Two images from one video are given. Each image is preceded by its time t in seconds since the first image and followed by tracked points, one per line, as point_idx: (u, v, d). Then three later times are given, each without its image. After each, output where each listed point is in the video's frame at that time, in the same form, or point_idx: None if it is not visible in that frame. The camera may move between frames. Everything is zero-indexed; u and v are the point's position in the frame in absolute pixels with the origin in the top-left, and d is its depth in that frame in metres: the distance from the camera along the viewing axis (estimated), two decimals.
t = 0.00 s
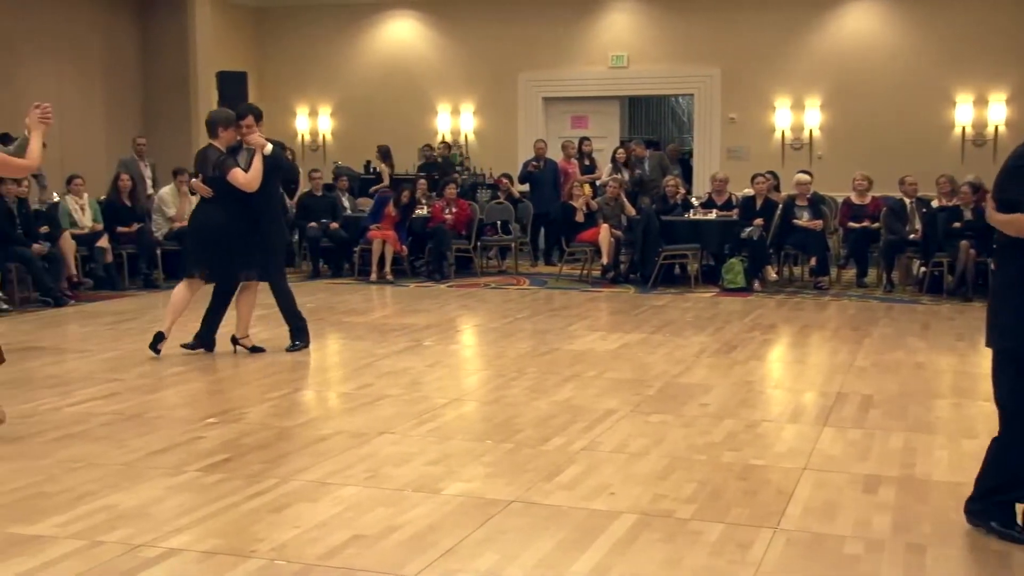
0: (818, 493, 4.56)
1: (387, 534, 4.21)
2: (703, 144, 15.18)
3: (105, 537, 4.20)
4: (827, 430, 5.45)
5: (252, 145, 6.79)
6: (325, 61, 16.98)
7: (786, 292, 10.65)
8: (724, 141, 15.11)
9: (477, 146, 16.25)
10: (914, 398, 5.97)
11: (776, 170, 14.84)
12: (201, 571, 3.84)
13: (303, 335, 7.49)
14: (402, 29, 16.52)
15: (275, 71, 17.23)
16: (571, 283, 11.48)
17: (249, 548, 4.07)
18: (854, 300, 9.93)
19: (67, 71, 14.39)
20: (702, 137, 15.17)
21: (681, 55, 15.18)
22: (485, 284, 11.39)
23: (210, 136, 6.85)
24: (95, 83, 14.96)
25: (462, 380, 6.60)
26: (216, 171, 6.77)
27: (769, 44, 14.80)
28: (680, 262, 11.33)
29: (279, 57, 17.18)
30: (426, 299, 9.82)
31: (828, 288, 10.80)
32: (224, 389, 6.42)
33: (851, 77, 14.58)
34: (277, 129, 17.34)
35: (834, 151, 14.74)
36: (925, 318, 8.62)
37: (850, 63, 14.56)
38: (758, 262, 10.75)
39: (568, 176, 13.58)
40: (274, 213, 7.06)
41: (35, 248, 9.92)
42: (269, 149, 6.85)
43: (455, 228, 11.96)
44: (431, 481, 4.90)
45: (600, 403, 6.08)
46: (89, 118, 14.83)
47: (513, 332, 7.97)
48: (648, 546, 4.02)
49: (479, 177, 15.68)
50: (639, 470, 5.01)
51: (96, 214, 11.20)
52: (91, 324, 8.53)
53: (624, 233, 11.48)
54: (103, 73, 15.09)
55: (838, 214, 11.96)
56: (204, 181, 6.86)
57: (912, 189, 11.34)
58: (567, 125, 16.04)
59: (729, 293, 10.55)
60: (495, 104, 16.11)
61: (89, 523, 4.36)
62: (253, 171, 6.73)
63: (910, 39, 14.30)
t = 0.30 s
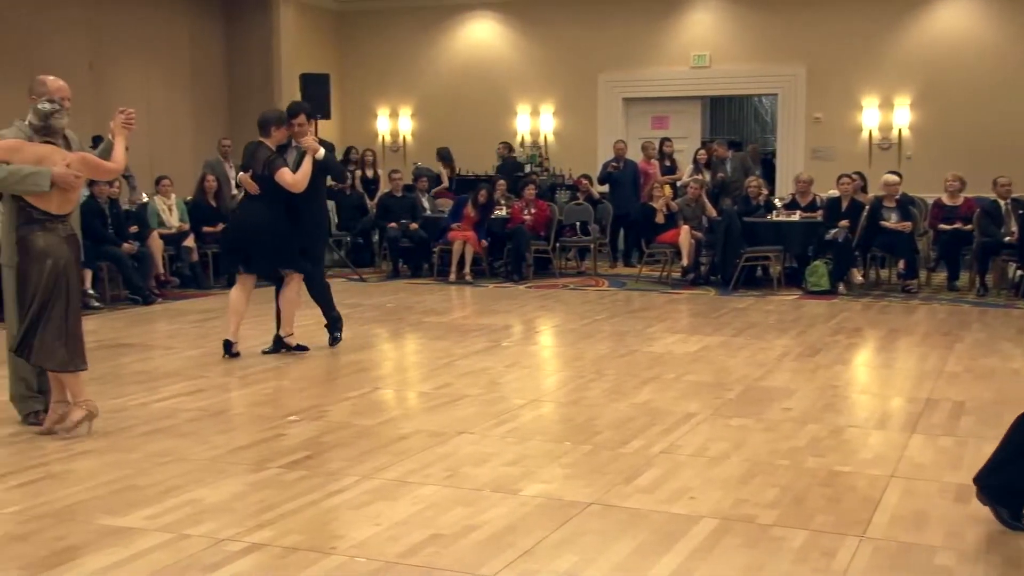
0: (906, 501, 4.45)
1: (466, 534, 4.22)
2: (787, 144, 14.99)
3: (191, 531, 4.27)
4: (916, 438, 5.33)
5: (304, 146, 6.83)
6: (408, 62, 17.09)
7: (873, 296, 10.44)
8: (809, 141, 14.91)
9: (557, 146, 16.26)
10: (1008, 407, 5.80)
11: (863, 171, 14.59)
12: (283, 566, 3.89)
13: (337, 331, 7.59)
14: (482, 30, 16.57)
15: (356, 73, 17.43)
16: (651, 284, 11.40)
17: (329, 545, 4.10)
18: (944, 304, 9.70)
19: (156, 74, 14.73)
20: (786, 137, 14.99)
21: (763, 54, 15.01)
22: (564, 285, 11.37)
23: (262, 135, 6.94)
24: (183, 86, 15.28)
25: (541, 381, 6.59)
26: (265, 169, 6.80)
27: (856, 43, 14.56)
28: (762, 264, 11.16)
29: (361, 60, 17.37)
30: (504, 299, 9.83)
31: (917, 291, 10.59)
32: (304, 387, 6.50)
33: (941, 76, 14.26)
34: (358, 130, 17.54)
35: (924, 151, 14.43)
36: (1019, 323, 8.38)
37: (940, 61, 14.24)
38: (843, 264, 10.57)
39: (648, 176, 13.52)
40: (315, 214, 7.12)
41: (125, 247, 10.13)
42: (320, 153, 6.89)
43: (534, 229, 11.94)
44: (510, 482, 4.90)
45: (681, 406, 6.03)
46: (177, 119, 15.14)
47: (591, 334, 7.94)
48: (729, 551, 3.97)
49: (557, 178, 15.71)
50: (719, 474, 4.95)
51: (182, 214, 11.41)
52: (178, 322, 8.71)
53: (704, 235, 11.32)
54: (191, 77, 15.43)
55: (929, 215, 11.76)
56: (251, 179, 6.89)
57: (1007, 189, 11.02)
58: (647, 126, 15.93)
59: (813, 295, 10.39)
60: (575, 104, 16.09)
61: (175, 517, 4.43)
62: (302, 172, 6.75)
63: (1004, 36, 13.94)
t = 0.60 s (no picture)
0: (989, 511, 4.35)
1: (537, 535, 4.21)
2: (866, 146, 14.78)
3: (266, 527, 4.32)
4: (1001, 446, 5.19)
5: (371, 147, 6.90)
6: (481, 63, 17.16)
7: (955, 300, 10.24)
8: (889, 141, 14.68)
9: (629, 147, 16.20)
10: None
11: (946, 172, 14.30)
12: (357, 564, 3.91)
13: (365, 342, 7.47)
14: (555, 32, 16.57)
15: (429, 75, 17.56)
16: (724, 287, 11.28)
17: (400, 544, 4.12)
18: None
19: (234, 77, 14.98)
20: (864, 138, 14.79)
21: (840, 54, 14.82)
22: (635, 287, 11.32)
23: (326, 135, 6.96)
24: (260, 88, 15.53)
25: (611, 383, 6.57)
26: (332, 170, 6.86)
27: (939, 42, 14.29)
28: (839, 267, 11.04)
29: (434, 62, 17.49)
30: (574, 302, 9.81)
31: (1002, 296, 10.36)
32: (375, 387, 6.54)
33: None
34: (429, 132, 17.67)
35: (1011, 151, 14.09)
36: None
37: None
38: (923, 266, 10.35)
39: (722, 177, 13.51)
40: (379, 214, 7.13)
41: (202, 247, 10.30)
42: (387, 153, 6.96)
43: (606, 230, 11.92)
44: (581, 484, 4.88)
45: (754, 410, 5.95)
46: (253, 121, 15.38)
47: (663, 336, 7.89)
48: (805, 558, 3.91)
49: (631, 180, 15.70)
50: (794, 480, 4.88)
51: (258, 215, 11.69)
52: (253, 321, 8.84)
53: (779, 237, 11.19)
54: (268, 80, 15.68)
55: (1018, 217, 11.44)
56: (315, 179, 6.95)
57: None
58: (721, 127, 15.80)
59: (893, 299, 10.21)
60: (648, 106, 16.03)
61: (249, 514, 4.48)
62: (370, 172, 6.80)
63: None
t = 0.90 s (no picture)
0: None
1: (594, 538, 4.18)
2: (932, 148, 14.47)
3: (324, 526, 4.34)
4: None
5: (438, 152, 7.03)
6: (539, 64, 17.17)
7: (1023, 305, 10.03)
8: (956, 142, 14.35)
9: (687, 149, 16.13)
10: None
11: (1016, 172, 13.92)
12: (414, 564, 3.92)
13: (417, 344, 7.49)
14: (613, 33, 16.52)
15: (487, 77, 17.60)
16: (783, 291, 11.17)
17: (458, 545, 4.12)
18: None
19: (294, 79, 15.13)
20: (931, 140, 14.47)
21: (904, 54, 14.57)
22: (693, 290, 11.24)
23: (389, 141, 7.04)
24: (320, 90, 15.68)
25: (669, 386, 6.52)
26: (399, 174, 6.91)
27: (1008, 41, 13.97)
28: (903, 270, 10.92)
29: (492, 65, 17.53)
30: (630, 304, 9.77)
31: None
32: (432, 389, 6.55)
33: None
34: (486, 134, 17.70)
35: None
36: None
37: None
38: (994, 270, 10.11)
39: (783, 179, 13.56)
40: (439, 214, 7.16)
41: (262, 249, 10.38)
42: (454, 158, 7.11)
43: (665, 232, 11.89)
44: (639, 488, 4.84)
45: (815, 415, 5.87)
46: (313, 124, 15.54)
47: (721, 339, 7.82)
48: (868, 566, 3.84)
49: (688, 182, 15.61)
50: (855, 486, 4.80)
51: (317, 217, 11.77)
52: (311, 322, 8.91)
53: (841, 240, 11.05)
54: (328, 83, 15.82)
55: None
56: (381, 185, 7.00)
57: None
58: (782, 128, 15.63)
59: (959, 304, 10.05)
60: (708, 107, 15.93)
61: (307, 513, 4.51)
62: (440, 176, 6.91)
63: None
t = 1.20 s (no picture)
0: None
1: (630, 543, 4.13)
2: (977, 148, 14.24)
3: (360, 529, 4.33)
4: None
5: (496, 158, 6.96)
6: (576, 64, 17.13)
7: None
8: (1001, 143, 14.11)
9: (726, 150, 16.01)
10: None
11: None
12: (449, 568, 3.89)
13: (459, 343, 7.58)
14: (651, 34, 16.43)
15: (525, 78, 17.59)
16: (825, 293, 11.05)
17: (494, 548, 4.09)
18: None
19: (331, 81, 15.20)
20: (978, 140, 14.24)
21: (948, 53, 14.36)
22: (732, 292, 11.15)
23: (444, 149, 6.95)
24: (357, 92, 15.75)
25: (706, 390, 6.45)
26: (459, 182, 6.82)
27: None
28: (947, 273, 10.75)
29: (529, 66, 17.51)
30: (667, 307, 9.70)
31: None
32: (467, 392, 6.54)
33: None
34: (523, 135, 17.68)
35: None
36: None
37: None
38: None
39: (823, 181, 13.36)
40: (495, 218, 7.14)
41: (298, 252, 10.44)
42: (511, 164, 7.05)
43: (703, 234, 11.85)
44: (676, 492, 4.78)
45: (855, 420, 5.78)
46: (350, 126, 15.61)
47: (760, 343, 7.73)
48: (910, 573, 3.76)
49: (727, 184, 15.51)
50: (897, 493, 4.71)
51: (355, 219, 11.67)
52: (348, 324, 8.93)
53: (883, 242, 10.94)
54: (365, 85, 15.88)
55: None
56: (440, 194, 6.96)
57: None
58: (823, 129, 15.48)
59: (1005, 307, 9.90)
60: (747, 107, 15.81)
61: (344, 515, 4.50)
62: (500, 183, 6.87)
63: None
